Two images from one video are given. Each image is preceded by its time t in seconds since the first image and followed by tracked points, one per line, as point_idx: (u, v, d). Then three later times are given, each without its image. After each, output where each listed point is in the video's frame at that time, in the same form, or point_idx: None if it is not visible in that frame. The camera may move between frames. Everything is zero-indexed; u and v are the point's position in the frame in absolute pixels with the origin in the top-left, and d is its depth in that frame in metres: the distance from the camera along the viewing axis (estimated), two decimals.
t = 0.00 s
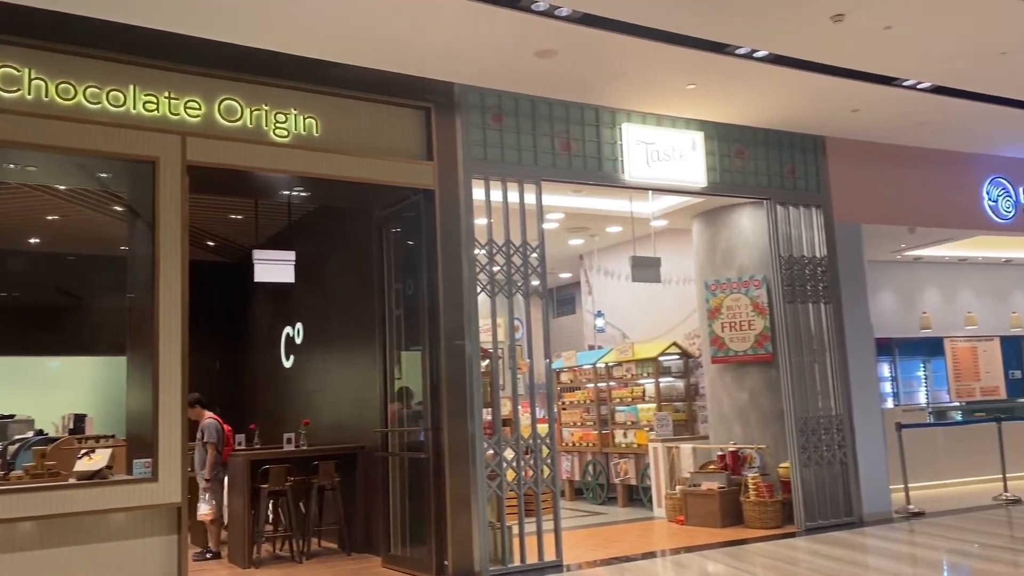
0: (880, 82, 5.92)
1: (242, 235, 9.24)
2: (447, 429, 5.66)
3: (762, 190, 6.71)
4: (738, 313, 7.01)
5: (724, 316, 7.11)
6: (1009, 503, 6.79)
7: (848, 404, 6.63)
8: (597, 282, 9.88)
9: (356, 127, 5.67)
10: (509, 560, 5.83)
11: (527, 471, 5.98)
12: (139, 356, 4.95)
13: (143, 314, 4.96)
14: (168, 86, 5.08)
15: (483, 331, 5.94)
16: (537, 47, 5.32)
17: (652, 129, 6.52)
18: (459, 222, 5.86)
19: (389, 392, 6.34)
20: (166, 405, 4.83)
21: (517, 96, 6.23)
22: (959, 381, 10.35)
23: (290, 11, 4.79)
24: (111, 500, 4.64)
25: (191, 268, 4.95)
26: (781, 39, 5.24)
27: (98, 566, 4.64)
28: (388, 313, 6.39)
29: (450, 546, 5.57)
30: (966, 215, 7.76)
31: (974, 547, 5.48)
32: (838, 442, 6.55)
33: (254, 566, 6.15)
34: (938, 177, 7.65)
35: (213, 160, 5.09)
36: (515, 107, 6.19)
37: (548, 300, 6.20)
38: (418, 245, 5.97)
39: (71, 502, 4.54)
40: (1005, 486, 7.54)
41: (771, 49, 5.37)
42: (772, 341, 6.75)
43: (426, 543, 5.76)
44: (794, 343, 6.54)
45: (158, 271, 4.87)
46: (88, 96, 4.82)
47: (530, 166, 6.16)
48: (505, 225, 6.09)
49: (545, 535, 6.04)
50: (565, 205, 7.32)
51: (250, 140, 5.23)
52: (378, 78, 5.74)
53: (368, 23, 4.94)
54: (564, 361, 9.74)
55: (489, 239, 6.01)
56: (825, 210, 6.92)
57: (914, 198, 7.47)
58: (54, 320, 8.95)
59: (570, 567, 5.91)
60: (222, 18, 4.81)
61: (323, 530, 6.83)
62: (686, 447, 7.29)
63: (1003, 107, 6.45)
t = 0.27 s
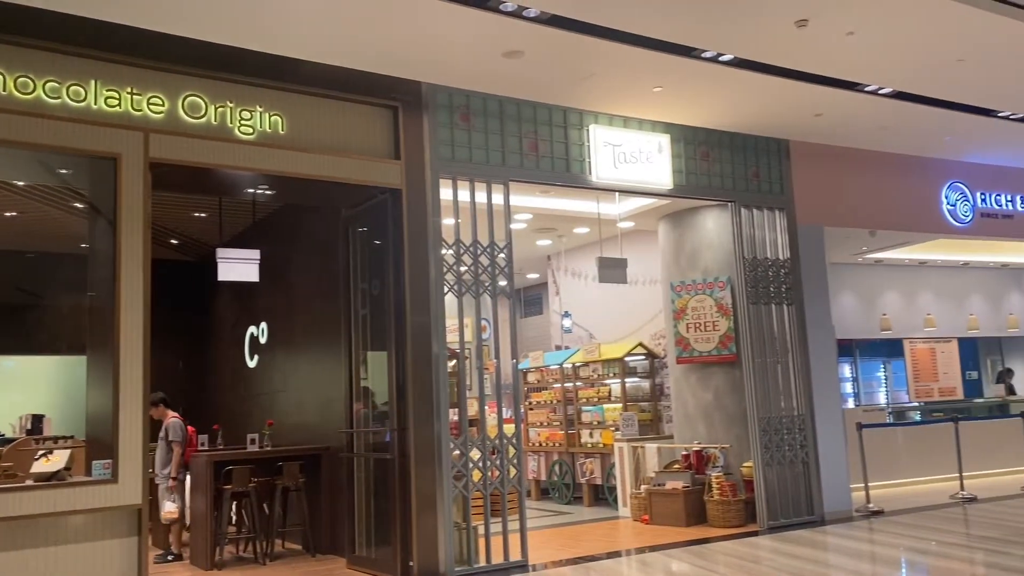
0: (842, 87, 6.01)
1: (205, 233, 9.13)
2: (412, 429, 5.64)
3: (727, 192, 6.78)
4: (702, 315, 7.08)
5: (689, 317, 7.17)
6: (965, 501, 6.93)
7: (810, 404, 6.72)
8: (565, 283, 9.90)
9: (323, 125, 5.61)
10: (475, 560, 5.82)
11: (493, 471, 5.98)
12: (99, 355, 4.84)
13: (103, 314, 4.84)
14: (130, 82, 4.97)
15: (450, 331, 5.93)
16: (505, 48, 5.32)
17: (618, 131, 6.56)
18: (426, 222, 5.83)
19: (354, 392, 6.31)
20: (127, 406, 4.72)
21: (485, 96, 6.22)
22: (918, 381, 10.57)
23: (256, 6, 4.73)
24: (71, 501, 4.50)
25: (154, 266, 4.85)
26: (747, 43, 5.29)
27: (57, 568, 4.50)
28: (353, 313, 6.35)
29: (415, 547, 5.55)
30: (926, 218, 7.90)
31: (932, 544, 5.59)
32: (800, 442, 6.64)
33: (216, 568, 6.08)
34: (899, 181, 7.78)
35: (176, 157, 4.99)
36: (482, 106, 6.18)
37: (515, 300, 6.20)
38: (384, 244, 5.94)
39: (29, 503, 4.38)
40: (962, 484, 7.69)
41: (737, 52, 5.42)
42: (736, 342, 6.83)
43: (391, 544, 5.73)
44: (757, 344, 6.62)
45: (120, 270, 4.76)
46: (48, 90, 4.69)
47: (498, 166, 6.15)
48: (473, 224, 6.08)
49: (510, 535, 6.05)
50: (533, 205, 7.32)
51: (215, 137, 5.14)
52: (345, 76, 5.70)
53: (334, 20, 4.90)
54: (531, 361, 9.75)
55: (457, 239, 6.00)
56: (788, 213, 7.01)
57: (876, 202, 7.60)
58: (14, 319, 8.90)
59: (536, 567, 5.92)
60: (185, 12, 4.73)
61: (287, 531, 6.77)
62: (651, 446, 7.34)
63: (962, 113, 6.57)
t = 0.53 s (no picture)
0: (807, 92, 6.08)
1: (169, 231, 9.00)
2: (379, 430, 5.61)
3: (693, 194, 6.83)
4: (668, 315, 7.13)
5: (656, 318, 7.22)
6: (923, 500, 7.05)
7: (773, 404, 6.80)
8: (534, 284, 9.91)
9: (289, 123, 5.55)
10: (441, 561, 5.80)
11: (460, 472, 5.96)
12: (57, 355, 4.72)
13: (62, 313, 4.72)
14: (91, 76, 4.86)
15: (417, 331, 5.91)
16: (473, 47, 5.31)
17: (586, 132, 6.58)
18: (394, 221, 5.80)
19: (320, 392, 6.26)
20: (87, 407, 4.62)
21: (453, 96, 6.20)
22: (880, 382, 10.79)
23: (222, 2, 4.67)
24: (28, 503, 4.41)
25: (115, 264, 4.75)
26: (714, 46, 5.33)
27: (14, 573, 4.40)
28: (319, 313, 6.30)
29: (381, 548, 5.52)
30: (888, 221, 8.02)
31: (892, 542, 5.67)
32: (764, 442, 6.71)
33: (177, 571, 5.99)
34: (861, 184, 7.89)
35: (139, 153, 4.89)
36: (450, 106, 6.16)
37: (483, 300, 6.19)
38: (351, 244, 5.90)
39: None
40: (921, 483, 7.82)
41: (704, 55, 5.46)
42: (701, 343, 6.90)
43: (356, 546, 5.69)
44: (722, 344, 6.68)
45: (80, 268, 4.65)
46: (6, 83, 4.55)
47: (466, 166, 6.14)
48: (440, 224, 6.06)
49: (477, 535, 6.04)
50: (500, 206, 7.31)
51: (179, 134, 5.05)
52: (311, 73, 5.64)
53: (301, 16, 4.85)
54: (498, 361, 9.74)
55: (424, 239, 5.98)
56: (753, 215, 7.08)
57: (839, 205, 7.70)
58: None
59: (502, 567, 5.91)
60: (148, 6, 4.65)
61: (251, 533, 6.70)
62: (617, 446, 7.38)
63: (922, 118, 6.68)
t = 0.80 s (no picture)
0: (773, 95, 6.15)
1: (132, 229, 8.87)
2: (345, 431, 5.57)
3: (661, 196, 6.87)
4: (635, 316, 7.17)
5: (623, 318, 7.25)
6: (884, 499, 7.15)
7: (738, 404, 6.86)
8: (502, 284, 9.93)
9: (254, 121, 5.49)
10: (407, 562, 5.78)
11: (426, 473, 5.94)
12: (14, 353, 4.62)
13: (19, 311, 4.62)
14: (52, 71, 4.76)
15: (384, 331, 5.88)
16: (441, 47, 5.30)
17: (555, 133, 6.59)
18: (361, 220, 5.77)
19: (285, 392, 6.20)
20: (45, 407, 4.52)
21: (422, 95, 6.18)
22: (842, 382, 10.97)
23: None
24: None
25: (75, 262, 4.66)
26: (681, 49, 5.37)
27: None
28: (285, 312, 6.25)
29: (346, 550, 5.48)
30: (852, 224, 8.13)
31: (853, 541, 5.74)
32: (729, 442, 6.77)
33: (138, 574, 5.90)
34: (825, 188, 7.99)
35: (101, 149, 4.80)
36: (419, 105, 6.14)
37: (451, 301, 6.17)
38: (318, 243, 5.86)
39: None
40: (882, 482, 7.94)
41: (672, 58, 5.50)
42: (668, 343, 6.94)
43: (322, 547, 5.65)
44: (688, 344, 6.73)
45: (38, 266, 4.56)
46: None
47: (434, 165, 6.12)
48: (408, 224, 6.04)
49: (443, 536, 6.02)
50: (468, 206, 7.30)
51: (142, 131, 4.97)
52: (278, 70, 5.59)
53: (267, 13, 4.80)
54: (466, 361, 9.71)
55: (392, 239, 5.95)
56: (719, 217, 7.15)
57: (803, 207, 7.79)
58: None
59: (468, 568, 5.90)
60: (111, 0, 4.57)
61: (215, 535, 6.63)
62: (584, 446, 7.40)
63: (885, 122, 6.78)
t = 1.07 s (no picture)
0: (741, 98, 6.20)
1: (95, 226, 8.72)
2: (311, 431, 5.53)
3: (630, 198, 6.91)
4: (604, 317, 7.21)
5: (592, 319, 7.27)
6: (847, 498, 7.25)
7: (705, 404, 6.92)
8: (472, 284, 9.92)
9: (221, 118, 5.42)
10: (373, 563, 5.75)
11: (394, 474, 5.91)
12: None
13: None
14: (11, 65, 4.66)
15: (351, 331, 5.85)
16: (411, 46, 5.28)
17: (525, 133, 6.59)
18: (329, 219, 5.72)
19: (251, 393, 6.14)
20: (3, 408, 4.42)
21: (391, 94, 6.15)
22: (808, 383, 11.12)
23: None
24: None
25: (35, 260, 4.56)
26: (650, 51, 5.40)
27: None
28: (251, 312, 6.19)
29: (312, 552, 5.44)
30: (817, 227, 8.22)
31: (817, 539, 5.81)
32: (696, 442, 6.83)
33: None
34: (792, 190, 8.09)
35: (62, 145, 4.71)
36: (388, 105, 6.11)
37: (419, 301, 6.15)
38: (285, 242, 5.80)
39: None
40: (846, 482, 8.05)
41: (641, 60, 5.52)
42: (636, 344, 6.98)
43: (288, 549, 5.60)
44: (656, 345, 6.77)
45: None
46: None
47: (403, 164, 6.09)
48: (376, 223, 6.00)
49: (410, 537, 6.00)
50: (437, 205, 7.28)
51: (105, 127, 4.89)
52: (245, 67, 5.52)
53: (234, 10, 4.75)
54: (435, 362, 9.67)
55: (360, 238, 5.91)
56: (687, 219, 7.20)
57: (770, 210, 7.88)
58: None
59: (435, 569, 5.88)
60: None
61: (179, 537, 6.55)
62: (552, 447, 7.41)
63: (850, 127, 6.88)
